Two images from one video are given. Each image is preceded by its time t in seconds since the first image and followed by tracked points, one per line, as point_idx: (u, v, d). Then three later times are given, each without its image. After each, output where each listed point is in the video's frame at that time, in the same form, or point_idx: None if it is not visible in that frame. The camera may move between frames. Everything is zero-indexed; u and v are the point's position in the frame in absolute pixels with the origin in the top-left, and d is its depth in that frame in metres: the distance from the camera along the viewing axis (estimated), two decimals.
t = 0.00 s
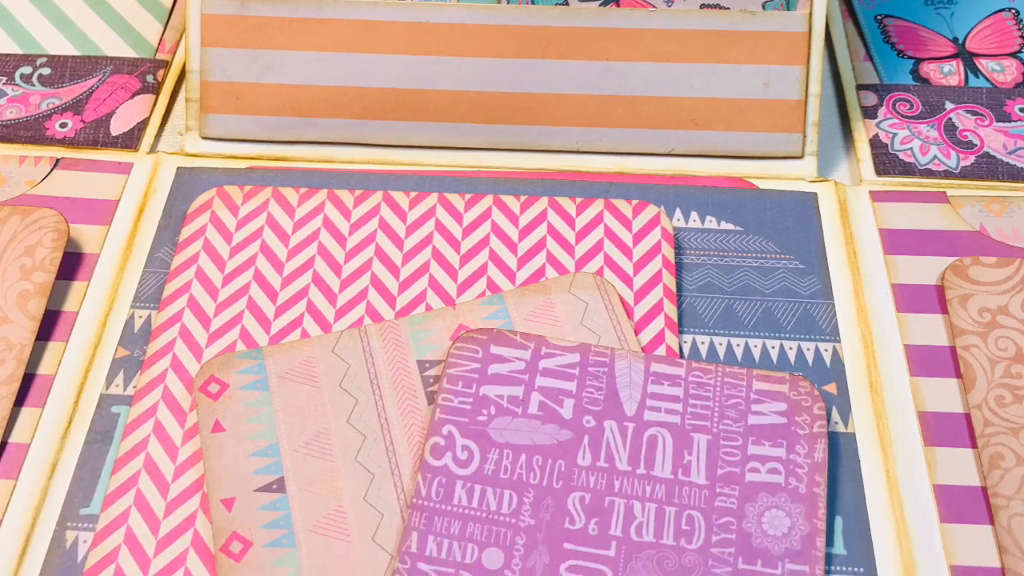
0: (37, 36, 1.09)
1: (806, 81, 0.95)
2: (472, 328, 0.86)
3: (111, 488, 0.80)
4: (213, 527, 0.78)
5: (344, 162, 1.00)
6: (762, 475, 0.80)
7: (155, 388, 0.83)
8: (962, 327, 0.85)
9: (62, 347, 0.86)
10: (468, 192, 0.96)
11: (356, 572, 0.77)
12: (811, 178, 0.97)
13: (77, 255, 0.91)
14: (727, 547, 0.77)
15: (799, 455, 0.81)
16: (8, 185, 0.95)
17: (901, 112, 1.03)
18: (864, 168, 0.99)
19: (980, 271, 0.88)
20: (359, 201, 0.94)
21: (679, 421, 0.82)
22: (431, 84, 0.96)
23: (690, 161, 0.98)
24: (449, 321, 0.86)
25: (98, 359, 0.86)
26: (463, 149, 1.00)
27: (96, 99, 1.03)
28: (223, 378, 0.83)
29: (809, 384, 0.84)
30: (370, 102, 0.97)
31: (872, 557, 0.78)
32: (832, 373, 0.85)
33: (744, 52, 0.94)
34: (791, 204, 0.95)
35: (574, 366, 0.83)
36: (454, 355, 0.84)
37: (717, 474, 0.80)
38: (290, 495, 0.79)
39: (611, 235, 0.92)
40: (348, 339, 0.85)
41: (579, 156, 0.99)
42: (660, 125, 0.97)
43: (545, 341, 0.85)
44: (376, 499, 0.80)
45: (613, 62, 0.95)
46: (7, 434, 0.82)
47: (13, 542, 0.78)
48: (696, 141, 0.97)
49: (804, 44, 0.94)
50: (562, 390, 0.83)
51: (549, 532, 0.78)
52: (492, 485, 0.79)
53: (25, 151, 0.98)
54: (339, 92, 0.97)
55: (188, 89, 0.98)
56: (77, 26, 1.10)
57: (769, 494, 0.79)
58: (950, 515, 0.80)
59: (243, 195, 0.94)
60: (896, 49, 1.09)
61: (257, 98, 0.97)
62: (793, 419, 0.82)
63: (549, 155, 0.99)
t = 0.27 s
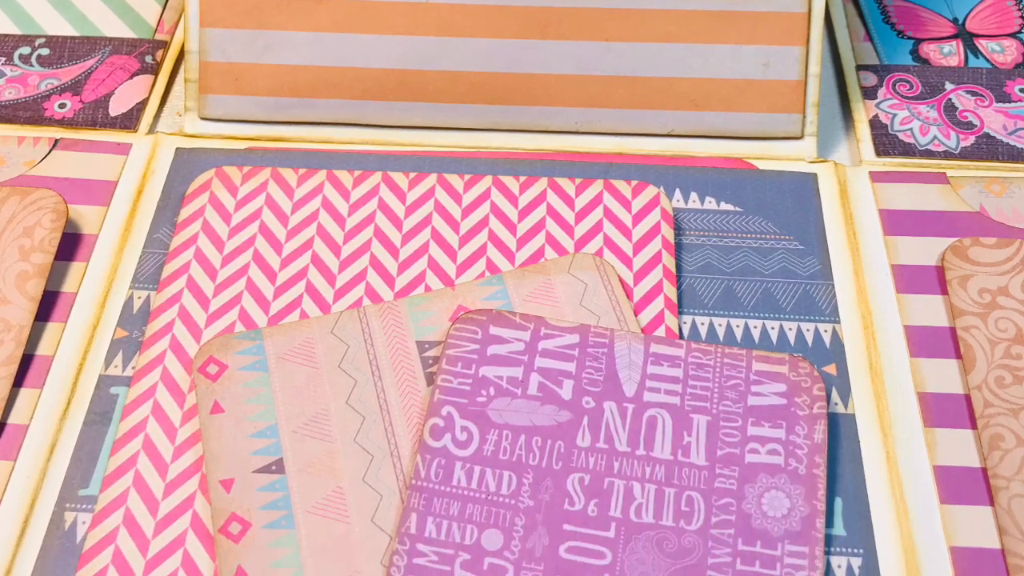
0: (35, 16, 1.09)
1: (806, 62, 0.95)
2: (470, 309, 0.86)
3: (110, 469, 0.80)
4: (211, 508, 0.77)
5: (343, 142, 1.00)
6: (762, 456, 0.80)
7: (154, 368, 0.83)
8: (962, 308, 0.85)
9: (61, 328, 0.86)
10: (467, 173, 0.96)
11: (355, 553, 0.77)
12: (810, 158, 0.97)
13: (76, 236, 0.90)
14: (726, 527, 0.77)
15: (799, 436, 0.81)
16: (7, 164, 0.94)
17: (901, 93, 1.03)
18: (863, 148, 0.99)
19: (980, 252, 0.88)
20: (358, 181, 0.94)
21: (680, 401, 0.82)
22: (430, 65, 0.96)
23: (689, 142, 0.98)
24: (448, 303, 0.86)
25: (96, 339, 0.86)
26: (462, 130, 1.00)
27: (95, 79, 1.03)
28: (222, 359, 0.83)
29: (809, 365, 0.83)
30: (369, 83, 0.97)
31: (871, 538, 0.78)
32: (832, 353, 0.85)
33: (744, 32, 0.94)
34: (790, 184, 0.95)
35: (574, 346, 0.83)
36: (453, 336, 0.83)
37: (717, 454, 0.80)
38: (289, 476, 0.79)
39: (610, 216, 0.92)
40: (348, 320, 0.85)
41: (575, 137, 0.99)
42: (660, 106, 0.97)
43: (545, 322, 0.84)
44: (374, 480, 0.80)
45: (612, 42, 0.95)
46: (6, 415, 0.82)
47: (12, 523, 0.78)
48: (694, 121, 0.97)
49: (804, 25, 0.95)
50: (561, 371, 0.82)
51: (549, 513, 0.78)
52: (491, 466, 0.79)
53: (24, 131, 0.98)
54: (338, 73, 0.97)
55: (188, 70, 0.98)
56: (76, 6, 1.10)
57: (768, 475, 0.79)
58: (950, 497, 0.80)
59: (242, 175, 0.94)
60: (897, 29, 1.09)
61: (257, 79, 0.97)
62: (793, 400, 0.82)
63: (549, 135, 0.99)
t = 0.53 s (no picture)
0: None
1: (806, 43, 0.95)
2: (469, 290, 0.86)
3: (110, 450, 0.80)
4: (210, 489, 0.77)
5: (342, 123, 0.99)
6: (762, 437, 0.80)
7: (153, 348, 0.83)
8: (962, 289, 0.85)
9: (60, 309, 0.86)
10: (466, 153, 0.96)
11: (355, 535, 0.77)
12: (810, 139, 0.97)
13: (75, 217, 0.90)
14: (726, 508, 0.77)
15: (799, 417, 0.80)
16: (6, 145, 0.94)
17: (901, 73, 1.03)
18: (863, 129, 0.99)
19: (980, 233, 0.88)
20: (357, 162, 0.94)
21: (679, 382, 0.82)
22: (430, 46, 0.96)
23: (690, 123, 0.98)
24: (447, 284, 0.86)
25: (95, 320, 0.86)
26: (462, 110, 1.00)
27: (94, 60, 1.03)
28: (221, 339, 0.83)
29: (808, 346, 0.83)
30: (369, 64, 0.97)
31: (871, 520, 0.78)
32: (832, 334, 0.85)
33: (744, 13, 0.94)
34: (790, 164, 0.95)
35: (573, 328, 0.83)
36: (452, 317, 0.83)
37: (717, 435, 0.80)
38: (288, 458, 0.79)
39: (610, 196, 0.91)
40: (347, 301, 0.85)
41: (574, 117, 0.99)
42: (659, 87, 0.97)
43: (544, 303, 0.84)
44: (373, 462, 0.79)
45: (612, 23, 0.95)
46: (4, 396, 0.82)
47: (11, 504, 0.78)
48: (694, 102, 0.97)
49: (804, 6, 0.94)
50: (561, 352, 0.82)
51: (548, 494, 0.78)
52: (490, 447, 0.79)
53: (23, 112, 0.97)
54: (337, 53, 0.97)
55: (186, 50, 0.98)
56: None
57: (768, 457, 0.79)
58: (950, 478, 0.80)
59: (241, 156, 0.94)
60: (896, 10, 1.09)
61: (256, 59, 0.97)
62: (793, 381, 0.82)
63: (548, 116, 1.00)
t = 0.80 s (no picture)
0: None
1: (805, 23, 0.95)
2: (468, 271, 0.86)
3: (108, 431, 0.80)
4: (210, 470, 0.77)
5: (341, 104, 0.99)
6: (761, 418, 0.79)
7: (152, 330, 0.83)
8: (962, 270, 0.85)
9: (58, 290, 0.86)
10: (466, 134, 0.96)
11: (354, 516, 0.76)
12: (810, 120, 0.97)
13: (73, 198, 0.90)
14: (725, 489, 0.77)
15: (798, 399, 0.80)
16: (4, 125, 0.94)
17: (901, 54, 1.03)
18: (863, 109, 0.98)
19: (980, 214, 0.88)
20: (356, 142, 0.94)
21: (679, 362, 0.82)
22: (429, 26, 0.96)
23: (690, 104, 0.98)
24: (446, 265, 0.86)
25: (94, 301, 0.85)
26: (461, 91, 1.00)
27: (93, 41, 1.03)
28: (220, 321, 0.83)
29: (808, 327, 0.83)
30: (368, 44, 0.97)
31: (871, 501, 0.78)
32: (832, 315, 0.85)
33: None
34: (790, 145, 0.95)
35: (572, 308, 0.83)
36: (452, 298, 0.83)
37: (716, 415, 0.80)
38: (287, 439, 0.79)
39: (609, 177, 0.91)
40: (347, 282, 0.85)
41: (574, 98, 0.99)
42: (659, 67, 0.97)
43: (543, 284, 0.84)
44: (373, 443, 0.79)
45: (611, 3, 0.95)
46: (3, 376, 0.82)
47: (10, 484, 0.78)
48: (693, 82, 0.97)
49: None
50: (560, 333, 0.82)
51: (548, 475, 0.78)
52: (489, 428, 0.79)
53: (21, 93, 0.97)
54: (337, 34, 0.97)
55: (184, 31, 0.98)
56: None
57: (768, 438, 0.79)
58: (950, 460, 0.80)
59: (240, 136, 0.94)
60: None
61: (255, 40, 0.97)
62: (792, 361, 0.82)
63: (548, 97, 0.99)
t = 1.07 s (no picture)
0: None
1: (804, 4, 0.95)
2: (467, 252, 0.85)
3: (107, 412, 0.80)
4: (209, 452, 0.77)
5: (339, 85, 0.99)
6: (761, 399, 0.79)
7: (150, 311, 0.83)
8: (962, 251, 0.85)
9: (57, 271, 0.86)
10: (465, 115, 0.96)
11: (354, 497, 0.76)
12: (809, 101, 0.97)
13: (72, 179, 0.90)
14: (725, 469, 0.77)
15: (797, 380, 0.80)
16: (3, 106, 0.94)
17: (900, 35, 1.02)
18: (862, 90, 0.98)
19: (979, 194, 0.88)
20: (355, 123, 0.94)
21: (678, 343, 0.82)
22: (427, 7, 0.97)
23: (689, 85, 0.98)
24: (445, 246, 0.86)
25: (93, 282, 0.85)
26: (459, 72, 1.00)
27: (91, 22, 1.03)
28: (218, 302, 0.83)
29: (808, 308, 0.83)
30: (367, 24, 0.97)
31: (871, 482, 0.78)
32: (831, 296, 0.85)
33: None
34: (790, 126, 0.95)
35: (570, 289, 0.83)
36: (450, 279, 0.83)
37: (716, 395, 0.80)
38: (286, 420, 0.79)
39: (608, 157, 0.91)
40: (346, 264, 0.85)
41: (574, 79, 0.99)
42: (658, 48, 0.97)
43: (543, 265, 0.84)
44: (372, 424, 0.79)
45: None
46: (2, 358, 0.82)
47: (9, 465, 0.78)
48: (693, 63, 0.97)
49: None
50: (559, 314, 0.82)
51: (547, 457, 0.77)
52: (489, 409, 0.79)
53: (20, 73, 0.97)
54: (335, 15, 0.97)
55: (183, 11, 0.98)
56: None
57: (767, 419, 0.79)
58: (951, 441, 0.79)
59: (239, 117, 0.94)
60: None
61: (254, 21, 0.97)
62: (791, 342, 0.82)
63: (547, 78, 0.99)
